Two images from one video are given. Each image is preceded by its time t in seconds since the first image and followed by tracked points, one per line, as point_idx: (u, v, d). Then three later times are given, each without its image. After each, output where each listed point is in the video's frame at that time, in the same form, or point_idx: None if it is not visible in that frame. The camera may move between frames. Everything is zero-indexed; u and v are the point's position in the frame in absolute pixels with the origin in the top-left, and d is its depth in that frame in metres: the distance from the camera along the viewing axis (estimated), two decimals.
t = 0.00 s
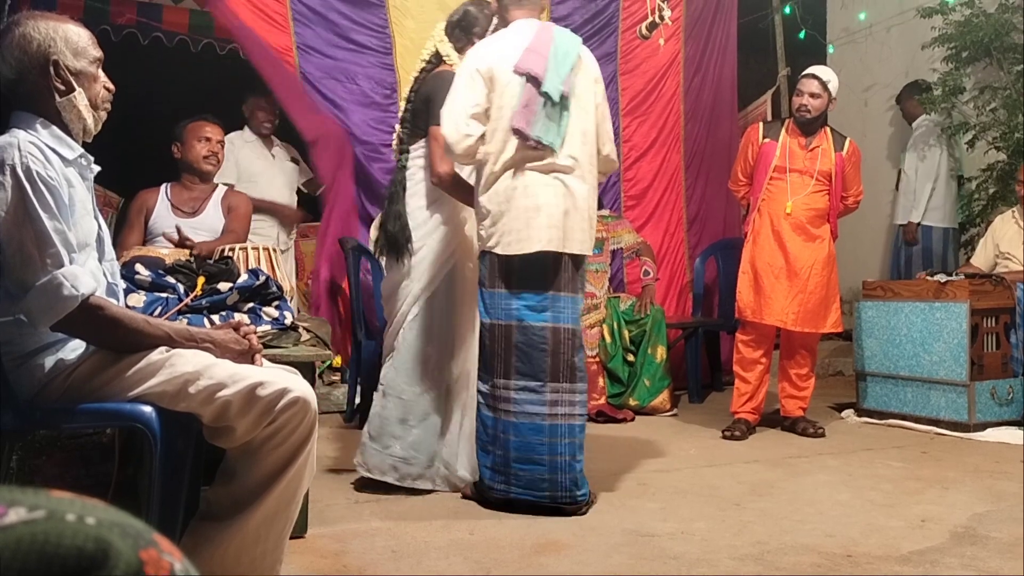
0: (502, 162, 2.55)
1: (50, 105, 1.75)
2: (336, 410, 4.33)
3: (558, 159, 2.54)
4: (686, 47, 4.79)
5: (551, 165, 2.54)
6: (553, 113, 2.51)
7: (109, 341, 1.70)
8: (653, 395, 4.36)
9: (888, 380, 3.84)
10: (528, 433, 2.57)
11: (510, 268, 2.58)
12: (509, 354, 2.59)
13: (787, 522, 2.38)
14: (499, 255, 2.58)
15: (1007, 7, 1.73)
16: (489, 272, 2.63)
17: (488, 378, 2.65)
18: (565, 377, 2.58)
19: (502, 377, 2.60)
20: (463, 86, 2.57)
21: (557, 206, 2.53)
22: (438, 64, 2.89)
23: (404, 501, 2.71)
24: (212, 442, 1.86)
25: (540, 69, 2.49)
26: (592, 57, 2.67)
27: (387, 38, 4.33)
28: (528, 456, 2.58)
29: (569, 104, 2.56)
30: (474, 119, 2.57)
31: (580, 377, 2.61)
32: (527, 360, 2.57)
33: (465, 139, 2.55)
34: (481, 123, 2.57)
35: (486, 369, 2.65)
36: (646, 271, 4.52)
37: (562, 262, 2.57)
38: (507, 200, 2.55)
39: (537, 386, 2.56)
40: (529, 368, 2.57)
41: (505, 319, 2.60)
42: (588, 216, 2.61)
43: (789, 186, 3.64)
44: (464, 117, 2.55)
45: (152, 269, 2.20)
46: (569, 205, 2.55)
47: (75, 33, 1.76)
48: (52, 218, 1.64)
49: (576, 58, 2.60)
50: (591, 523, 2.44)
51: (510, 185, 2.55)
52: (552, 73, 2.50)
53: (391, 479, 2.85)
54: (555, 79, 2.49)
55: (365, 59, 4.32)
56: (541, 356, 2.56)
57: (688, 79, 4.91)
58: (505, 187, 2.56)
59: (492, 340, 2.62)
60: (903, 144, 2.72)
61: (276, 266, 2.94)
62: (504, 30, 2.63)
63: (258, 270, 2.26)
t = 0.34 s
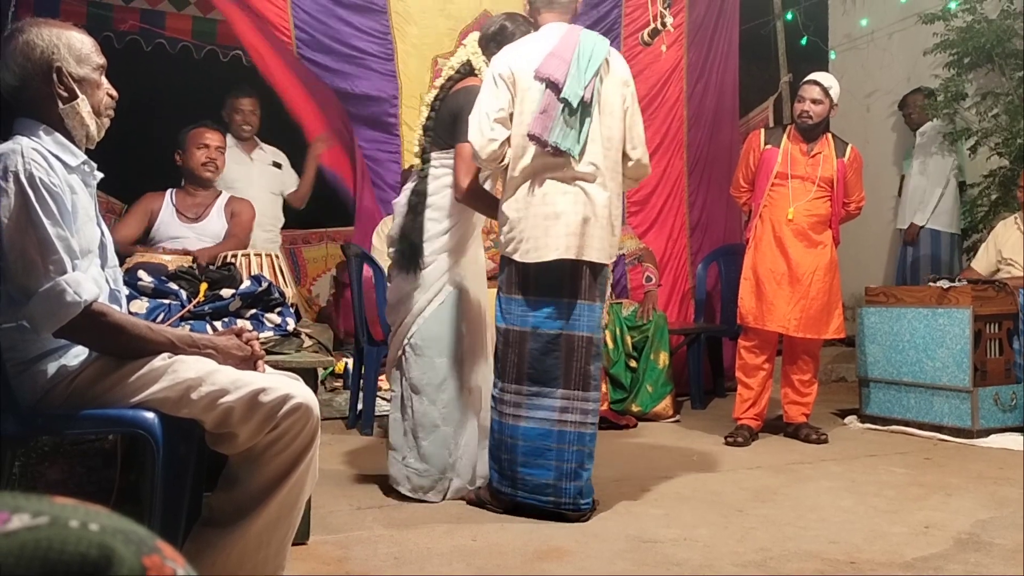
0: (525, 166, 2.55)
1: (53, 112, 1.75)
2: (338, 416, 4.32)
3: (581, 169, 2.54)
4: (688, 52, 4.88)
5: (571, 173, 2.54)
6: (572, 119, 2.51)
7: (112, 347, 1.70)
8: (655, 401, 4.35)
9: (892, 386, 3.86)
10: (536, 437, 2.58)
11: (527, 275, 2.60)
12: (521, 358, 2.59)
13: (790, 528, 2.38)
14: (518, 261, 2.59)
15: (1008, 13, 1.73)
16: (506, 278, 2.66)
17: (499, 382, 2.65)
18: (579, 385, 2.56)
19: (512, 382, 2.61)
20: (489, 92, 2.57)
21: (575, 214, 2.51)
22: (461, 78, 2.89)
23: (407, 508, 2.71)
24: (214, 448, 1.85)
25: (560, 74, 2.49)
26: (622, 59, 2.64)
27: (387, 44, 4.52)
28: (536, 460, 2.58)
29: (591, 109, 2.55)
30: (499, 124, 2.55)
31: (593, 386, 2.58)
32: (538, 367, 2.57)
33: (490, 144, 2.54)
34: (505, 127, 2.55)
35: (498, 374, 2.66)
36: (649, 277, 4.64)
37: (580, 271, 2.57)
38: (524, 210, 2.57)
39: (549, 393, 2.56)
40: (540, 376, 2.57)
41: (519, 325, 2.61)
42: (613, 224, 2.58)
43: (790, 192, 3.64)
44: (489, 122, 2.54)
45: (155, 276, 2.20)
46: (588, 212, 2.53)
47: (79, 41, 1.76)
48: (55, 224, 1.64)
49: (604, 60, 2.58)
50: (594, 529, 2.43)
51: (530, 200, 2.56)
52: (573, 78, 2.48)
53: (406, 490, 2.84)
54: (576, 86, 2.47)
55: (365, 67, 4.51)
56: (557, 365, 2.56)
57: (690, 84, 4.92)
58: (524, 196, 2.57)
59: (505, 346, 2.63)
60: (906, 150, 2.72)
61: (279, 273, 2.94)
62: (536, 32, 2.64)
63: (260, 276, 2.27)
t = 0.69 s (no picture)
0: (516, 171, 2.58)
1: (54, 115, 1.76)
2: (339, 419, 4.32)
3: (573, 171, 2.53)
4: (690, 54, 4.88)
5: (563, 176, 2.53)
6: (564, 123, 2.51)
7: (114, 350, 1.71)
8: (656, 403, 4.35)
9: (893, 388, 3.85)
10: (538, 438, 2.58)
11: (525, 278, 2.60)
12: (523, 359, 2.61)
13: (792, 530, 2.38)
14: (517, 264, 2.60)
15: (1009, 15, 1.73)
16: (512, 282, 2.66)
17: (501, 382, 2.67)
18: (577, 387, 2.55)
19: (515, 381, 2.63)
20: (486, 97, 2.63)
21: (570, 216, 2.52)
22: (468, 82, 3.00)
23: (409, 510, 2.71)
24: (216, 451, 1.85)
25: (550, 79, 2.49)
26: (626, 53, 2.58)
27: (385, 49, 4.39)
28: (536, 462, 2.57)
29: (584, 111, 2.52)
30: (493, 129, 2.61)
31: (593, 388, 2.57)
32: (539, 369, 2.57)
33: (484, 148, 2.61)
34: (500, 131, 2.61)
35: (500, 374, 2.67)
36: (649, 279, 4.56)
37: (576, 274, 2.55)
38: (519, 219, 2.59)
39: (546, 398, 2.57)
40: (541, 378, 2.57)
41: (520, 325, 2.62)
42: (609, 229, 2.55)
43: (790, 194, 3.64)
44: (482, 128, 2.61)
45: (156, 278, 2.23)
46: (583, 215, 2.53)
47: (80, 44, 1.77)
48: (56, 227, 1.64)
49: (603, 57, 2.54)
50: (595, 532, 2.43)
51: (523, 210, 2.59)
52: (562, 81, 2.48)
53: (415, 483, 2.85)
54: (564, 87, 2.47)
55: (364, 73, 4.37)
56: (562, 367, 2.55)
57: (693, 85, 4.93)
58: (518, 201, 2.61)
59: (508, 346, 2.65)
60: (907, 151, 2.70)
61: (280, 276, 2.95)
62: (546, 33, 2.64)
63: (262, 279, 2.27)
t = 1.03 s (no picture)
0: (504, 169, 2.62)
1: (53, 113, 1.75)
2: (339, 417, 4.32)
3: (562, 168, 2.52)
4: (691, 52, 4.90)
5: (551, 174, 2.53)
6: (545, 123, 2.52)
7: (115, 349, 1.71)
8: (656, 401, 4.35)
9: (893, 386, 3.84)
10: (536, 437, 2.57)
11: (519, 276, 2.60)
12: (520, 357, 2.60)
13: (792, 528, 2.38)
14: (510, 263, 2.62)
15: (1008, 12, 1.73)
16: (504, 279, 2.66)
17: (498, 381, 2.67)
18: (572, 384, 2.55)
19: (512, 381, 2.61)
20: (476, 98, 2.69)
21: (558, 215, 2.53)
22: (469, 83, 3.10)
23: (409, 508, 2.71)
24: (216, 450, 1.85)
25: (535, 78, 2.51)
26: (612, 51, 2.60)
27: (383, 49, 4.40)
28: (534, 460, 2.57)
29: (569, 108, 2.53)
30: (483, 128, 2.67)
31: (589, 386, 2.57)
32: (537, 365, 2.58)
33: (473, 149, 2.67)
34: (489, 131, 2.67)
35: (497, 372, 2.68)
36: (649, 277, 4.53)
37: (565, 270, 2.55)
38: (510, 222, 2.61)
39: (544, 393, 2.57)
40: (539, 376, 2.58)
41: (517, 323, 2.62)
42: (593, 228, 2.55)
43: (790, 192, 3.64)
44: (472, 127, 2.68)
45: (155, 277, 2.23)
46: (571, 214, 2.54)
47: (79, 42, 1.77)
48: (56, 226, 1.64)
49: (589, 56, 2.55)
50: (595, 530, 2.43)
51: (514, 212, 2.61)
52: (547, 81, 2.49)
53: (423, 465, 2.90)
54: (549, 87, 2.47)
55: (361, 72, 4.37)
56: (560, 368, 2.55)
57: (693, 83, 4.93)
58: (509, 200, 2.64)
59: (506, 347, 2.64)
60: (908, 148, 2.70)
61: (279, 274, 2.94)
62: (538, 31, 2.66)
63: (261, 277, 2.27)
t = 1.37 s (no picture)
0: (494, 168, 2.63)
1: (64, 113, 1.75)
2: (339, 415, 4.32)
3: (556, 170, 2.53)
4: (691, 49, 4.92)
5: (543, 174, 2.53)
6: (543, 123, 2.52)
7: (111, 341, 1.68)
8: (655, 400, 4.36)
9: (893, 384, 3.91)
10: (533, 434, 2.58)
11: (510, 275, 2.60)
12: (515, 355, 2.60)
13: (792, 527, 2.38)
14: (499, 261, 2.63)
15: (1009, 10, 1.73)
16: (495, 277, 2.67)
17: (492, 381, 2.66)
18: (565, 382, 2.54)
19: (506, 380, 2.62)
20: (468, 92, 2.69)
21: (549, 214, 2.53)
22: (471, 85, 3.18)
23: (409, 506, 2.71)
24: (216, 448, 1.86)
25: (533, 76, 2.50)
26: (606, 55, 2.63)
27: (384, 47, 4.40)
28: (534, 458, 2.58)
29: (565, 110, 2.55)
30: (475, 123, 2.68)
31: (581, 383, 2.56)
32: (530, 362, 2.58)
33: (464, 144, 2.68)
34: (481, 127, 2.67)
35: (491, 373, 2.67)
36: (649, 276, 4.56)
37: (555, 269, 2.54)
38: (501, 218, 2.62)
39: (539, 392, 2.58)
40: (532, 373, 2.58)
41: (510, 321, 2.62)
42: (585, 228, 2.55)
43: (790, 189, 3.64)
44: (464, 124, 2.68)
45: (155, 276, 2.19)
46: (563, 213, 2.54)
47: (111, 54, 1.78)
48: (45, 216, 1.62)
49: (585, 57, 2.56)
50: (595, 528, 2.44)
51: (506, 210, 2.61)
52: (545, 79, 2.49)
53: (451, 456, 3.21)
54: (547, 87, 2.47)
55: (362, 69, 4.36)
56: (552, 365, 2.55)
57: (694, 80, 4.95)
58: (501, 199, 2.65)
59: (500, 346, 2.64)
60: (908, 147, 2.68)
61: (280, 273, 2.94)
62: (529, 30, 2.66)
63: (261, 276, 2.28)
